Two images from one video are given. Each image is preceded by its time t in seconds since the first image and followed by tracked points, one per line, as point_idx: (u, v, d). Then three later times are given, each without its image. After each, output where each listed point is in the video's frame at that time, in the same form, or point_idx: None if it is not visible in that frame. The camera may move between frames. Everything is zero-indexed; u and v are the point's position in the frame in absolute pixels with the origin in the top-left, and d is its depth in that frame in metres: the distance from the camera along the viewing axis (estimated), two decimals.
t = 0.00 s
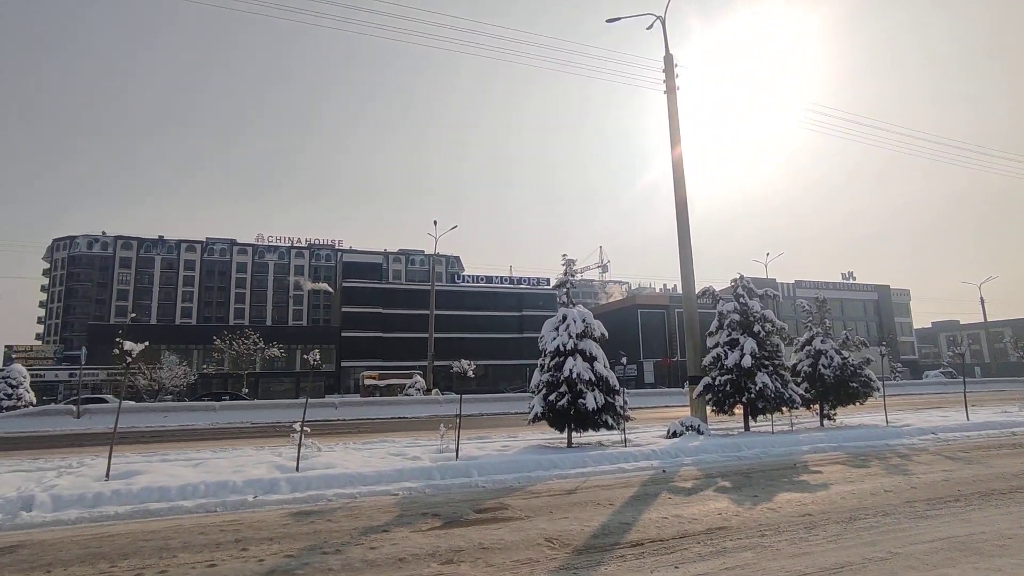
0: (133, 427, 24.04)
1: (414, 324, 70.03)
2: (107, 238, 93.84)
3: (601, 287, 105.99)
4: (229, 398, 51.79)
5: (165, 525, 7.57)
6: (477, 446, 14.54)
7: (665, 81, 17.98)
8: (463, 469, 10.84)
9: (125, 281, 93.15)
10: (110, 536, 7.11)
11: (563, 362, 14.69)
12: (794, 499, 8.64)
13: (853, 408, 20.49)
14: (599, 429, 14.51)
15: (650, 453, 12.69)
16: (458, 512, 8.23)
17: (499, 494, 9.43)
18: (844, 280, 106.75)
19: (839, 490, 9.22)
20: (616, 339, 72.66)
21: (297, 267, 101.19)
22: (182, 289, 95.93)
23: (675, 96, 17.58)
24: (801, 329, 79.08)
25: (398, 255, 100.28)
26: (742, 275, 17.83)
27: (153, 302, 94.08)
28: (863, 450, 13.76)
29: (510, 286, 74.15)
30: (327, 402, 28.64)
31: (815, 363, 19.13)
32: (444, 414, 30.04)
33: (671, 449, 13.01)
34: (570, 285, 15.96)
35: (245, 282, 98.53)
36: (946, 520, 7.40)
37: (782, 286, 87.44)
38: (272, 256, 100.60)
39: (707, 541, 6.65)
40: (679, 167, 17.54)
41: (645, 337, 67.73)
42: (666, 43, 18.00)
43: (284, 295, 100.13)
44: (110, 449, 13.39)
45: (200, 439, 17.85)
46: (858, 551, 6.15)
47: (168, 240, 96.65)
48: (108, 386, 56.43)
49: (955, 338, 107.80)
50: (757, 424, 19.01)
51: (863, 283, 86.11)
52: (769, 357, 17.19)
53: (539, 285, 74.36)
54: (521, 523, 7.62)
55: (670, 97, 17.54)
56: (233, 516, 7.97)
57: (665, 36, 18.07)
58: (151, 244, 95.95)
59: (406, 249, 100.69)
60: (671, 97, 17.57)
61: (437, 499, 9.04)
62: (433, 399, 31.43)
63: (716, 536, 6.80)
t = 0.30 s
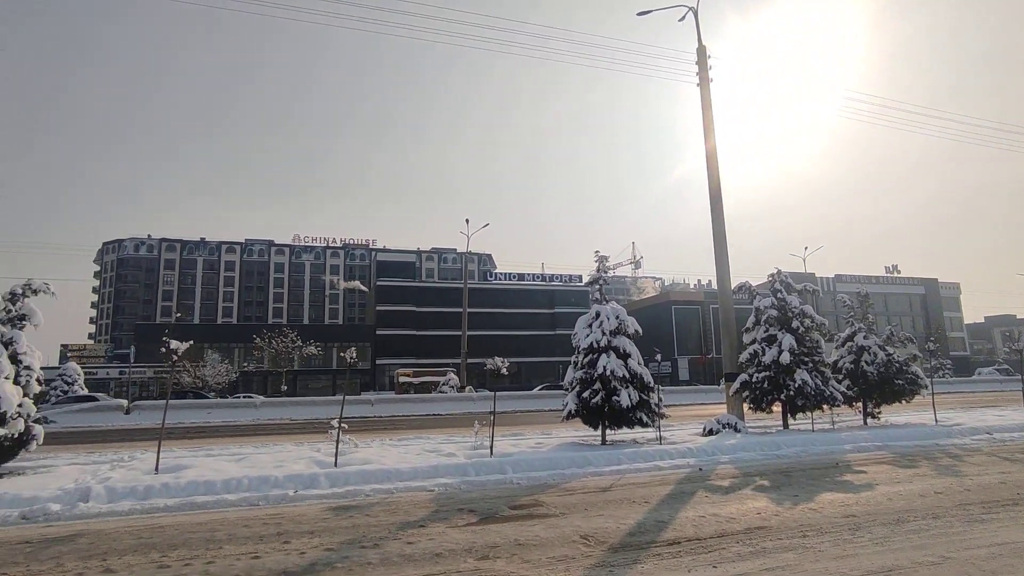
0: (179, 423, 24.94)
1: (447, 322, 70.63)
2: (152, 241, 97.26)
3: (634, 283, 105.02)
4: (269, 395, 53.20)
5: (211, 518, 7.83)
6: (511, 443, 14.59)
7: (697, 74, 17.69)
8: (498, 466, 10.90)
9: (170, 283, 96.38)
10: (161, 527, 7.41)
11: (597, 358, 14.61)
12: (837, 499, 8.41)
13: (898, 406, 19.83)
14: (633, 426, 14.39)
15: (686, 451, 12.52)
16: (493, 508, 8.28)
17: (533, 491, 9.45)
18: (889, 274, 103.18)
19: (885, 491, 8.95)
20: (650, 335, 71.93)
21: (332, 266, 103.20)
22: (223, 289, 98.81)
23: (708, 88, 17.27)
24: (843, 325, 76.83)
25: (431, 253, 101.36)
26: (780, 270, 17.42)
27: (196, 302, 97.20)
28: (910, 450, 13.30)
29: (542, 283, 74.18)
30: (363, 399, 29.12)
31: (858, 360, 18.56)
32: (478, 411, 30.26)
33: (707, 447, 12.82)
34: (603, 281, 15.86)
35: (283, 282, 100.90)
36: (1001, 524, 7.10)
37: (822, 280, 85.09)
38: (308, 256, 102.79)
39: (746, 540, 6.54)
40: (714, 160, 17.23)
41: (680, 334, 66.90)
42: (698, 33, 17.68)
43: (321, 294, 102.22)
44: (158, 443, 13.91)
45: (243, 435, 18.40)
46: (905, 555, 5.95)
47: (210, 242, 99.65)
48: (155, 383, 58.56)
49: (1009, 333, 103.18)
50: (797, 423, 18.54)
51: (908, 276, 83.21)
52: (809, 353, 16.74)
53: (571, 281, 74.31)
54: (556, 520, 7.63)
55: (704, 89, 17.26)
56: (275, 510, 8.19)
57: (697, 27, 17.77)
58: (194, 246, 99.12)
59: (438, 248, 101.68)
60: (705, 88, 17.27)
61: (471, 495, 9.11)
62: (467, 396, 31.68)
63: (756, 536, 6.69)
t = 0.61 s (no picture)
0: (223, 420, 25.74)
1: (480, 320, 71.00)
2: (194, 243, 100.34)
3: (667, 280, 103.67)
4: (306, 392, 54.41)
5: (253, 511, 8.06)
6: (544, 441, 14.61)
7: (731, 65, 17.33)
8: (531, 463, 10.92)
9: (211, 283, 99.29)
10: (207, 519, 7.67)
11: (630, 355, 14.49)
12: (882, 501, 8.16)
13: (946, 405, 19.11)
14: (668, 424, 14.24)
15: (723, 449, 12.31)
16: (528, 505, 8.30)
17: (567, 488, 9.43)
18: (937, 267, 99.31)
19: (934, 493, 8.63)
20: (684, 332, 70.93)
21: (366, 266, 104.86)
22: (262, 289, 101.35)
23: (743, 80, 16.91)
24: (887, 320, 74.32)
25: (463, 251, 102.03)
26: (819, 265, 16.98)
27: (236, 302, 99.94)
28: (960, 450, 12.79)
29: (574, 280, 73.91)
30: (398, 396, 29.57)
31: (903, 357, 17.95)
32: (511, 408, 30.36)
33: (744, 445, 12.59)
34: (635, 277, 15.72)
35: (319, 281, 102.94)
36: None
37: (865, 275, 82.42)
38: (343, 256, 104.68)
39: (786, 541, 6.42)
40: (749, 153, 16.88)
41: (716, 330, 65.80)
42: (732, 23, 17.32)
43: (355, 293, 103.97)
44: (202, 438, 14.38)
45: (283, 431, 18.87)
46: (957, 560, 5.74)
47: (248, 243, 102.32)
48: (198, 380, 60.46)
49: None
50: (838, 421, 18.03)
51: (957, 270, 79.92)
52: (850, 350, 16.27)
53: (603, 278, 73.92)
54: (591, 517, 7.61)
55: (738, 81, 16.91)
56: (315, 505, 8.39)
57: (731, 17, 17.40)
58: (233, 247, 101.92)
59: (469, 246, 102.30)
60: (739, 80, 16.92)
61: (506, 493, 9.14)
62: (500, 393, 31.82)
63: (796, 536, 6.55)
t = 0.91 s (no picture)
0: (263, 417, 26.43)
1: (511, 318, 71.17)
2: (233, 244, 103.16)
3: (701, 276, 102.06)
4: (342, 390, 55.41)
5: (293, 505, 8.27)
6: (577, 439, 14.56)
7: (766, 55, 16.94)
8: (565, 460, 10.92)
9: (250, 283, 101.88)
10: (249, 513, 7.90)
11: (665, 352, 14.33)
12: (930, 503, 7.89)
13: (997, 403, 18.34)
14: (703, 422, 14.03)
15: (760, 448, 12.07)
16: (562, 503, 8.30)
17: (601, 486, 9.39)
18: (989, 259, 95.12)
19: (987, 495, 8.28)
20: (719, 329, 69.78)
21: (399, 265, 106.18)
22: (298, 288, 103.50)
23: (778, 70, 16.51)
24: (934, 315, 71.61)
25: (494, 249, 102.42)
26: (859, 259, 16.50)
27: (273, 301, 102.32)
28: (1014, 451, 12.24)
29: (605, 277, 73.42)
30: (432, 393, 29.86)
31: (952, 354, 17.28)
32: (543, 405, 30.33)
33: (783, 444, 12.32)
34: (669, 273, 15.53)
35: (353, 281, 104.68)
36: None
37: (910, 268, 79.54)
38: (376, 256, 106.17)
39: (828, 542, 6.26)
40: (785, 145, 16.48)
41: (751, 327, 64.62)
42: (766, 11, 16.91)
43: (389, 291, 105.37)
44: (243, 434, 14.79)
45: (320, 427, 19.27)
46: (1012, 568, 5.49)
47: (285, 244, 104.64)
48: (238, 377, 62.14)
49: None
50: (882, 420, 17.47)
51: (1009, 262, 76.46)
52: (894, 346, 15.76)
53: (636, 275, 73.28)
54: (625, 516, 7.56)
55: (774, 71, 16.51)
56: (352, 500, 8.54)
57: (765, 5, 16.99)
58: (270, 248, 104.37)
59: (501, 244, 102.64)
60: (774, 69, 16.52)
61: (539, 490, 9.17)
62: (533, 391, 31.82)
63: (839, 537, 6.39)
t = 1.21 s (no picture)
0: (302, 414, 27.04)
1: (543, 316, 71.07)
2: (271, 245, 105.70)
3: (737, 272, 100.11)
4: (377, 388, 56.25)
5: (332, 501, 8.44)
6: (612, 437, 14.45)
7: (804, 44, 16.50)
8: (600, 459, 10.86)
9: (287, 283, 104.27)
10: (290, 507, 8.11)
11: (700, 350, 14.10)
12: (985, 507, 7.56)
13: None
14: (740, 421, 13.79)
15: (800, 447, 11.77)
16: (597, 501, 8.26)
17: (637, 485, 9.30)
18: None
19: None
20: (756, 326, 68.37)
21: (431, 264, 107.19)
22: (333, 288, 105.45)
23: (817, 60, 16.06)
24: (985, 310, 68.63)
25: (525, 248, 102.45)
26: (905, 252, 15.94)
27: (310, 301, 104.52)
28: None
29: (638, 274, 72.68)
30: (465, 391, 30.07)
31: (1007, 351, 16.54)
32: (577, 403, 30.21)
33: (824, 444, 12.00)
34: (704, 269, 15.28)
35: (387, 280, 106.12)
36: None
37: (959, 261, 76.41)
38: (409, 255, 107.45)
39: (875, 546, 6.07)
40: (824, 136, 16.03)
41: (790, 324, 63.17)
42: None
43: (421, 290, 106.45)
44: (282, 431, 15.16)
45: (356, 425, 19.59)
46: None
47: (320, 245, 106.71)
48: (277, 376, 63.70)
49: None
50: (930, 420, 16.84)
51: None
52: (943, 343, 15.17)
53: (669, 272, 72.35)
54: (662, 515, 7.48)
55: (812, 61, 16.06)
56: (389, 496, 8.66)
57: None
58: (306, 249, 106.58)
59: (532, 243, 102.61)
60: (812, 57, 16.08)
61: (573, 488, 9.13)
62: (566, 389, 31.70)
63: (887, 542, 6.18)
